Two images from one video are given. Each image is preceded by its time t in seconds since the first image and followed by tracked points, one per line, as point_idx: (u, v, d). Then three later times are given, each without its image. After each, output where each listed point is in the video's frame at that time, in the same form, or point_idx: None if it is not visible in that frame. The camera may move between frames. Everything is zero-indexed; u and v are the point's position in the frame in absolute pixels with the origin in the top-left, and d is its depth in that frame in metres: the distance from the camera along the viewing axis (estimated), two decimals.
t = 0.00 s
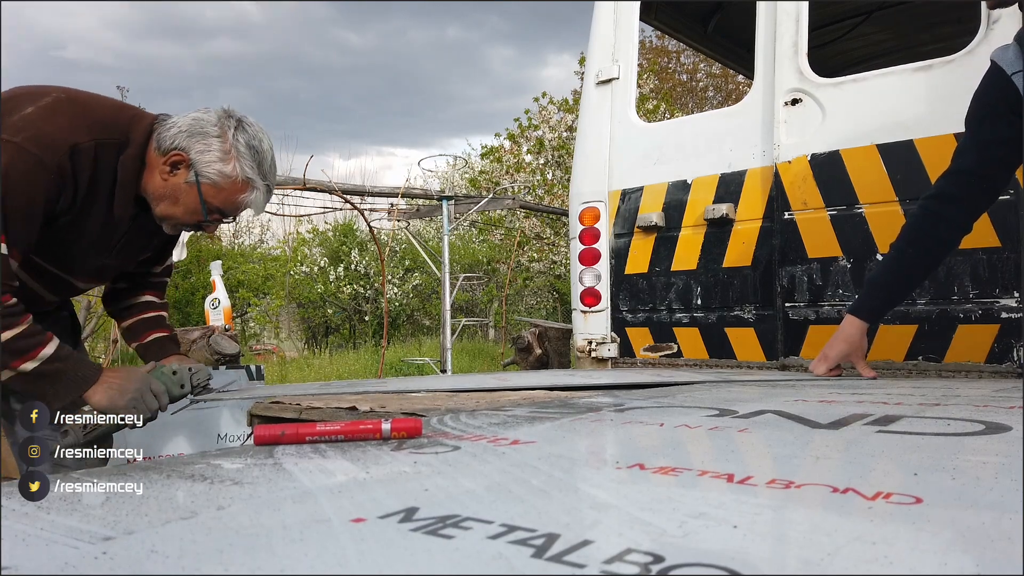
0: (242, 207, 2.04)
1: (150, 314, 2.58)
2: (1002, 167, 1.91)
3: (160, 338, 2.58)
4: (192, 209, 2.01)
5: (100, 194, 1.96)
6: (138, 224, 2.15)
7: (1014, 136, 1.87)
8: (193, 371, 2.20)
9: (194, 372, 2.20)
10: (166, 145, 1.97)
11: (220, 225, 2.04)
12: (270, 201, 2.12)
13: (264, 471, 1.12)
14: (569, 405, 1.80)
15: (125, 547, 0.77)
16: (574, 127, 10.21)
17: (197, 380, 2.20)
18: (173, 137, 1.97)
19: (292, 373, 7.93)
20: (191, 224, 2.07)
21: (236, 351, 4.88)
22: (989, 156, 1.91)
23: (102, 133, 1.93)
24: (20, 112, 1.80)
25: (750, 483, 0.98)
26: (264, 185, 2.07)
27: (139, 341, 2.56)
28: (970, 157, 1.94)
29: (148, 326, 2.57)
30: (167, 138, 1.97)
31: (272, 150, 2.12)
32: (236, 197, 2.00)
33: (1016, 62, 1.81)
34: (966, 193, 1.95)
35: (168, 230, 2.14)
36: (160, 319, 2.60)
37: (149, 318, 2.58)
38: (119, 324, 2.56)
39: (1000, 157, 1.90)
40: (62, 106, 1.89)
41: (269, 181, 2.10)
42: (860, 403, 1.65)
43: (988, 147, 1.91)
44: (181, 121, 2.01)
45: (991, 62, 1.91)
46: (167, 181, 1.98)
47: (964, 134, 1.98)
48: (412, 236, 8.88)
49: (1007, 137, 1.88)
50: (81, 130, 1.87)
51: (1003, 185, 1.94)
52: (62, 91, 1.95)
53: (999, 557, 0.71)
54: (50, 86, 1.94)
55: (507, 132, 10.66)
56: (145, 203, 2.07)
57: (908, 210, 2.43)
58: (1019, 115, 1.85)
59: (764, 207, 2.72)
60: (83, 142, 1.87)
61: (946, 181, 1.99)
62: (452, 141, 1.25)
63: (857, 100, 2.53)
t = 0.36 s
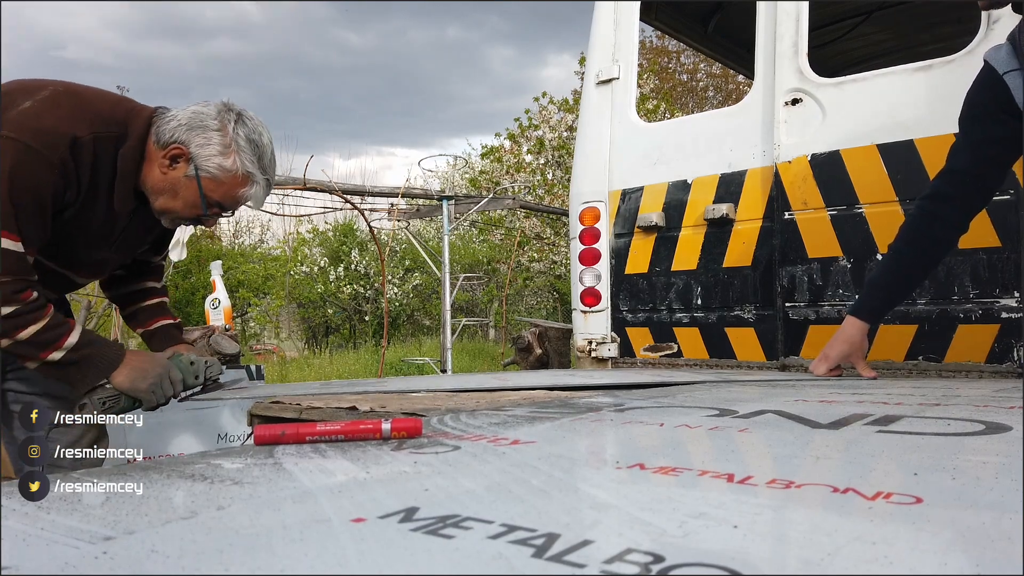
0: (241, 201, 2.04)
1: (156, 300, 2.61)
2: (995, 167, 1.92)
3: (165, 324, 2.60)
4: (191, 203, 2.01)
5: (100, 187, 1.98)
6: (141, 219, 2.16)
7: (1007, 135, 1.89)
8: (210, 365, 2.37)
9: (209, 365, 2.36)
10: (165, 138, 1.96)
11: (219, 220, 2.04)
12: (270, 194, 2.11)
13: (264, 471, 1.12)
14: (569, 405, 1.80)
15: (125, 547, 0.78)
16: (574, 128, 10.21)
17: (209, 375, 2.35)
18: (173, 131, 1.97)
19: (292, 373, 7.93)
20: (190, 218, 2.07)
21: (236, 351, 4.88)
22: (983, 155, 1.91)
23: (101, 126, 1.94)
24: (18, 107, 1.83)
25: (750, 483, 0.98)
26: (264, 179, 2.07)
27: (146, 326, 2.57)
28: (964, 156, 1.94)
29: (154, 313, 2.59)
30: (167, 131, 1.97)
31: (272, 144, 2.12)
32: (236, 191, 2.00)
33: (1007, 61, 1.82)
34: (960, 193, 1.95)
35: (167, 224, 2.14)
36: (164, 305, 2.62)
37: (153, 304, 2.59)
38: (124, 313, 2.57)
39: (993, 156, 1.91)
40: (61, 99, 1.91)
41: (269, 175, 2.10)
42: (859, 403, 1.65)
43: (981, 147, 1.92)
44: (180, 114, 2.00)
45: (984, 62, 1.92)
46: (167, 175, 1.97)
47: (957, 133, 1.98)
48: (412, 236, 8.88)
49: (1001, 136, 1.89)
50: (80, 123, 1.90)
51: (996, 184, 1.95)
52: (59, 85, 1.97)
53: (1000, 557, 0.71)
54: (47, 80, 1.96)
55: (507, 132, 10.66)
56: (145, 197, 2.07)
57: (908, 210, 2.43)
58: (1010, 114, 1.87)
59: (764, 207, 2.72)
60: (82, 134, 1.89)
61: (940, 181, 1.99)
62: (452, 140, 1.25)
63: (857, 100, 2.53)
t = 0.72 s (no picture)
0: (247, 194, 2.04)
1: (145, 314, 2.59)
2: (988, 166, 1.92)
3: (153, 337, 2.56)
4: (197, 195, 2.01)
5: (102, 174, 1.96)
6: (143, 211, 2.15)
7: (998, 134, 1.88)
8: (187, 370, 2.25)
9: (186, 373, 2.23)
10: (172, 131, 1.97)
11: (224, 211, 2.04)
12: (274, 187, 2.13)
13: (264, 471, 1.12)
14: (569, 405, 1.80)
15: (125, 547, 0.77)
16: (574, 127, 10.21)
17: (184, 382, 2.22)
18: (179, 124, 1.97)
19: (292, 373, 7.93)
20: (195, 211, 2.07)
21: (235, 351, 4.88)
22: (974, 154, 1.92)
23: (108, 116, 1.94)
24: (27, 89, 1.83)
25: (750, 483, 0.98)
26: (269, 172, 2.08)
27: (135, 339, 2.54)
28: (957, 156, 1.94)
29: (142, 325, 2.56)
30: (173, 125, 1.97)
31: (276, 139, 2.13)
32: (242, 183, 2.01)
33: (999, 61, 1.81)
34: (954, 192, 1.95)
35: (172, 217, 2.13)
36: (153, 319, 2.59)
37: (143, 316, 2.58)
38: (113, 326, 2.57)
39: (987, 155, 1.91)
40: (70, 86, 1.92)
41: (273, 168, 2.11)
42: (859, 403, 1.65)
43: (973, 146, 1.91)
44: (187, 108, 2.00)
45: (977, 61, 1.91)
46: (173, 167, 1.98)
47: (951, 132, 1.98)
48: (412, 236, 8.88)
49: (992, 136, 1.89)
50: (87, 109, 1.90)
51: (991, 183, 1.95)
52: (71, 74, 1.98)
53: (999, 557, 0.71)
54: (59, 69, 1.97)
55: (507, 132, 10.66)
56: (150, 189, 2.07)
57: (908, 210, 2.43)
58: (1003, 114, 1.86)
59: (764, 207, 2.73)
60: (88, 120, 1.89)
61: (936, 181, 1.99)
62: (452, 140, 1.25)
63: (857, 100, 2.53)
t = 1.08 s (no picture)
0: (235, 187, 2.01)
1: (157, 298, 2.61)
2: (989, 167, 1.92)
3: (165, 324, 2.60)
4: (185, 190, 2.00)
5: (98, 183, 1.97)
6: (141, 211, 2.16)
7: (999, 135, 1.88)
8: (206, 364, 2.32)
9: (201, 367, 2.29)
10: (162, 124, 1.97)
11: (213, 206, 2.02)
12: (267, 183, 2.09)
13: (264, 471, 1.12)
14: (569, 405, 1.80)
15: (124, 547, 0.77)
16: (574, 128, 10.21)
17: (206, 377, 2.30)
18: (169, 117, 1.98)
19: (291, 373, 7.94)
20: (185, 208, 2.06)
21: (236, 352, 4.88)
22: (975, 155, 1.92)
23: (100, 121, 1.94)
24: (14, 103, 1.82)
25: (749, 483, 0.98)
26: (261, 166, 2.04)
27: (147, 325, 2.57)
28: (958, 157, 1.95)
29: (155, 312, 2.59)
30: (163, 118, 1.98)
31: (270, 133, 2.10)
32: (230, 175, 1.98)
33: (1000, 62, 1.84)
34: (955, 193, 1.95)
35: (165, 216, 2.13)
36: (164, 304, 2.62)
37: (154, 303, 2.60)
38: (124, 307, 2.58)
39: (988, 156, 1.91)
40: (55, 94, 1.90)
41: (266, 164, 2.07)
42: (859, 403, 1.65)
43: (974, 147, 1.91)
44: (178, 102, 2.01)
45: (978, 63, 1.93)
46: (162, 161, 1.97)
47: (952, 133, 1.98)
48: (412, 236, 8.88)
49: (993, 137, 1.89)
50: (77, 118, 1.89)
51: (992, 184, 1.95)
52: (56, 80, 1.96)
53: (998, 557, 0.71)
54: (43, 73, 1.95)
55: (506, 132, 10.66)
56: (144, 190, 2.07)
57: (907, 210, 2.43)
58: (1005, 114, 1.86)
59: (763, 207, 2.72)
60: (80, 130, 1.88)
61: (936, 181, 1.99)
62: (452, 140, 1.24)
63: (856, 100, 2.53)
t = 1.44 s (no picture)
0: (215, 190, 1.98)
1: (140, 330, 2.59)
2: (990, 167, 1.92)
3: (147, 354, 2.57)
4: (164, 196, 1.99)
5: (70, 185, 1.97)
6: (122, 221, 2.15)
7: (999, 135, 1.88)
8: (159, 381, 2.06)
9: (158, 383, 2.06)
10: (137, 128, 1.96)
11: (194, 210, 2.00)
12: (250, 183, 2.05)
13: (264, 471, 1.12)
14: (569, 405, 1.80)
15: (124, 547, 0.77)
16: (574, 128, 10.21)
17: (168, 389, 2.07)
18: (144, 120, 1.96)
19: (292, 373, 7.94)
20: (167, 213, 2.05)
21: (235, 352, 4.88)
22: (975, 156, 1.92)
23: (73, 123, 1.95)
24: None
25: (749, 482, 0.98)
26: (241, 165, 2.00)
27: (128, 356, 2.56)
28: (959, 157, 1.95)
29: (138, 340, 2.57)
30: (138, 121, 1.97)
31: (250, 130, 2.05)
32: (207, 178, 1.95)
33: (1001, 62, 1.84)
34: (955, 193, 1.95)
35: (149, 224, 2.12)
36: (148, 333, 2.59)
37: (137, 332, 2.58)
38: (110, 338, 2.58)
39: (988, 157, 1.91)
40: (31, 94, 1.92)
41: (248, 164, 2.04)
42: (859, 403, 1.65)
43: (975, 148, 1.91)
44: (153, 103, 1.99)
45: (978, 63, 1.94)
46: (139, 167, 1.97)
47: (952, 134, 1.98)
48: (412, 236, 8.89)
49: (993, 137, 1.89)
50: (49, 118, 1.90)
51: (992, 184, 1.95)
52: (33, 80, 1.97)
53: (997, 557, 0.71)
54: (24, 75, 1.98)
55: (506, 132, 10.67)
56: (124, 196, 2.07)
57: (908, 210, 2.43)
58: (1005, 114, 1.86)
59: (764, 207, 2.72)
60: (50, 129, 1.90)
61: (936, 181, 1.99)
62: (452, 140, 1.24)
63: (857, 100, 2.53)
